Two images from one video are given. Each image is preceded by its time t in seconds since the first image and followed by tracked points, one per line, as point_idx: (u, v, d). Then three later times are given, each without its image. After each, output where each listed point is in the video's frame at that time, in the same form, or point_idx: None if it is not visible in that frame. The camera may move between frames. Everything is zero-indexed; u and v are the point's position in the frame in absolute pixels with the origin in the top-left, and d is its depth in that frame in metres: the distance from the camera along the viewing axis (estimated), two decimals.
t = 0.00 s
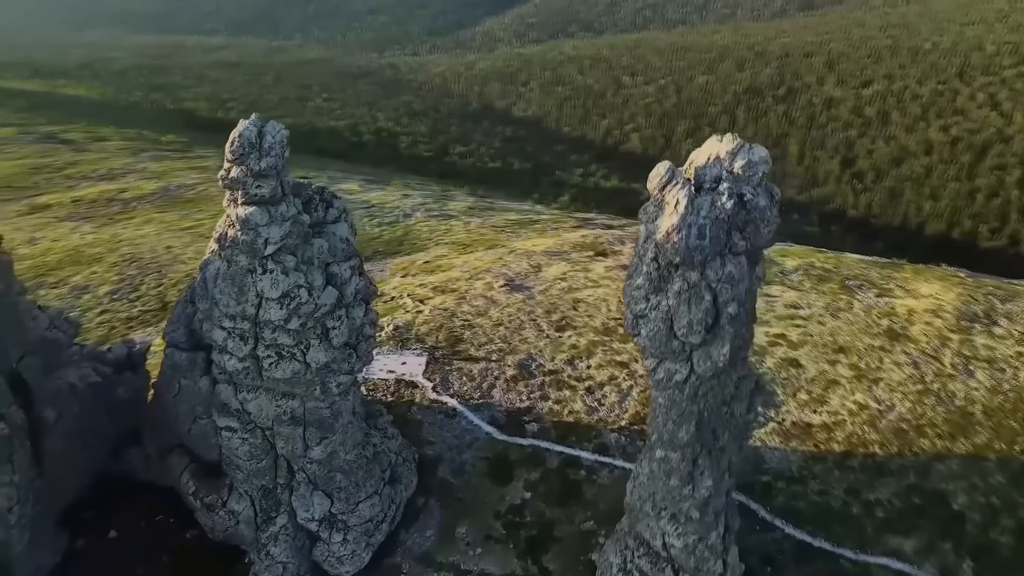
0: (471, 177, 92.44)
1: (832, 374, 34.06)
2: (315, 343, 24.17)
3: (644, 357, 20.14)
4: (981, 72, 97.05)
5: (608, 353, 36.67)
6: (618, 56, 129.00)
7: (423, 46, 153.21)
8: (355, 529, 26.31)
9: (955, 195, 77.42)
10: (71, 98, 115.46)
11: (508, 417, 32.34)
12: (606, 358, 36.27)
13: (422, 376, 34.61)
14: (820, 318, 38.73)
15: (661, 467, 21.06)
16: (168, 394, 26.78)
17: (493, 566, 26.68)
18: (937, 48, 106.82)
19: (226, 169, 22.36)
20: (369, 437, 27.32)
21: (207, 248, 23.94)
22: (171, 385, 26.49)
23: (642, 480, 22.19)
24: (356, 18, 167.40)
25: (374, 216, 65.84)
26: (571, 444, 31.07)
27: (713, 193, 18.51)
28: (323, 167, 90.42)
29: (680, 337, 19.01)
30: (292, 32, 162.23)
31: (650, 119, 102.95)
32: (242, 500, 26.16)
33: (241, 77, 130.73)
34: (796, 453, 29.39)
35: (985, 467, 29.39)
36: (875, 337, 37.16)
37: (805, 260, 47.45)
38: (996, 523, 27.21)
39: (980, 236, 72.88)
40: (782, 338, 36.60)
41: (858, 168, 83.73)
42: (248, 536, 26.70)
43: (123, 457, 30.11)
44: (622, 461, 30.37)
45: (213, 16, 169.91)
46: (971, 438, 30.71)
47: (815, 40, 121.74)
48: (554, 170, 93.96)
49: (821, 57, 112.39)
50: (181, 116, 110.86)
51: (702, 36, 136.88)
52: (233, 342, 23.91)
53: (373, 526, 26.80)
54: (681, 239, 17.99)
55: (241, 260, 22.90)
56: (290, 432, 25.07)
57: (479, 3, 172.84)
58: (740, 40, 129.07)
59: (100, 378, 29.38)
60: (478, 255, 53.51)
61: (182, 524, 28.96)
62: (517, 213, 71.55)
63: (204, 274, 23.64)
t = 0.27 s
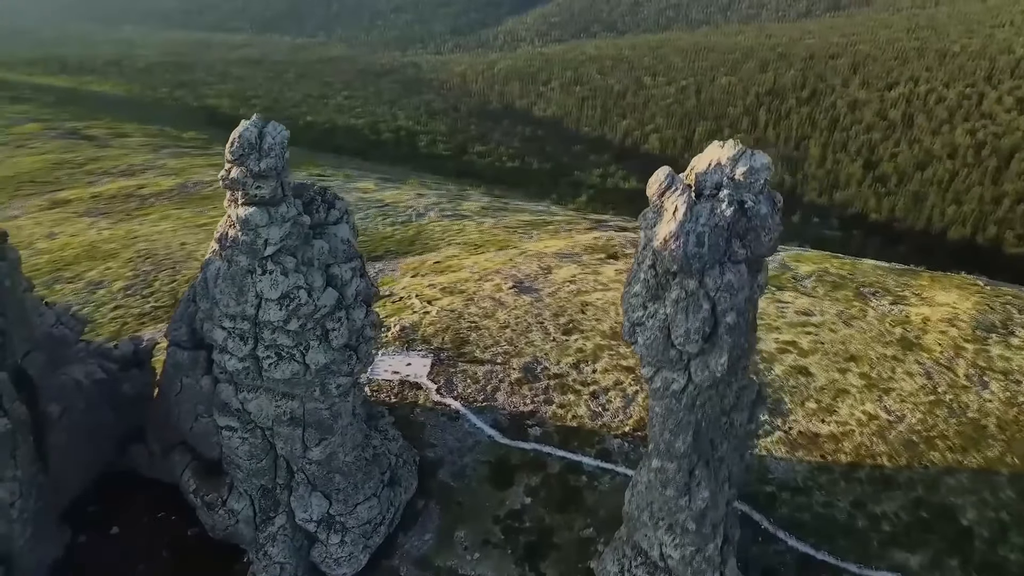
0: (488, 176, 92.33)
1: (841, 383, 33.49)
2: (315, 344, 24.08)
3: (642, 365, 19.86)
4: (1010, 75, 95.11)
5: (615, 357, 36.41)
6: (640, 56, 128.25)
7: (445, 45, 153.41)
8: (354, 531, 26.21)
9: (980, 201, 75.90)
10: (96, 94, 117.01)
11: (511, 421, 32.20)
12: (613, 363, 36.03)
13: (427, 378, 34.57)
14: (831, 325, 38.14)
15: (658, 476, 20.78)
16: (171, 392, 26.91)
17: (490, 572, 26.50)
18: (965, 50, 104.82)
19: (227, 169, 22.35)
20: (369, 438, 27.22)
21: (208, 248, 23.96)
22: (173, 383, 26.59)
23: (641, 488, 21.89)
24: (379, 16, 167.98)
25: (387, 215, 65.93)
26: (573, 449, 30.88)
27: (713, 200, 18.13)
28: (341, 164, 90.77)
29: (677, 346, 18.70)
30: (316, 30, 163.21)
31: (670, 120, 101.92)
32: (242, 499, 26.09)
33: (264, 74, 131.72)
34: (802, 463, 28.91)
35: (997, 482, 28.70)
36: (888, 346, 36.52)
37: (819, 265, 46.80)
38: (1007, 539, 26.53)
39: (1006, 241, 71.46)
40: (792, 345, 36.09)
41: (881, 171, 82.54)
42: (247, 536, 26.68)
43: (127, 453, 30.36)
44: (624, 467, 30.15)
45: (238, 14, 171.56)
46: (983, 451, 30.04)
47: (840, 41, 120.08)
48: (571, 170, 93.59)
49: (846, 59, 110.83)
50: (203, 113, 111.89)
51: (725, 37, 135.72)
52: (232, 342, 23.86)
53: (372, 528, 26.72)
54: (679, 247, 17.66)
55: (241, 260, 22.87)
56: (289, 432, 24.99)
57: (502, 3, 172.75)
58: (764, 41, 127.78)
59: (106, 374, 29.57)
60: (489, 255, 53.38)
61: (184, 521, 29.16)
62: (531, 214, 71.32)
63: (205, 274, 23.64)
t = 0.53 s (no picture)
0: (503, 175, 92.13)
1: (849, 391, 32.92)
2: (311, 345, 23.95)
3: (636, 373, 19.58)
4: None
5: (619, 361, 36.14)
6: (660, 55, 127.35)
7: (465, 43, 153.35)
8: (349, 532, 26.09)
9: (1003, 205, 74.35)
10: (119, 89, 118.28)
11: (512, 424, 32.11)
12: (617, 367, 35.74)
13: (429, 379, 34.53)
14: (841, 332, 37.58)
15: (651, 485, 20.50)
16: (171, 390, 26.97)
17: None
18: (993, 52, 102.83)
19: (224, 170, 22.34)
20: (367, 440, 27.10)
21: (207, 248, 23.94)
22: (173, 381, 26.65)
23: (635, 497, 21.57)
24: (400, 14, 168.30)
25: (398, 214, 65.94)
26: (573, 454, 30.71)
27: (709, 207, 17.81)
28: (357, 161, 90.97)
29: (671, 355, 18.42)
30: (337, 27, 163.89)
31: (689, 119, 100.94)
32: (239, 499, 25.94)
33: (285, 70, 132.40)
34: (805, 472, 28.46)
35: (1006, 496, 28.03)
36: (899, 353, 35.91)
37: (832, 270, 46.17)
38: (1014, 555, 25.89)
39: None
40: (799, 352, 35.59)
41: (902, 174, 81.22)
42: (244, 535, 26.59)
43: (128, 450, 30.50)
44: (625, 473, 29.89)
45: (260, 11, 172.78)
46: (992, 464, 29.42)
47: (865, 42, 118.31)
48: (587, 169, 93.13)
49: (870, 60, 109.24)
50: (224, 109, 112.68)
51: (748, 36, 134.29)
52: (229, 341, 23.76)
53: (367, 530, 26.60)
54: (673, 254, 17.38)
55: (238, 260, 22.81)
56: (286, 433, 24.87)
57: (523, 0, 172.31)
58: (786, 41, 126.35)
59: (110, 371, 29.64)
60: (499, 255, 53.16)
61: (183, 519, 29.24)
62: (544, 214, 71.02)
63: (203, 273, 23.59)
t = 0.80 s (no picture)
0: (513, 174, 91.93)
1: (853, 397, 32.50)
2: (307, 345, 23.84)
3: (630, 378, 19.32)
4: None
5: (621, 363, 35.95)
6: (674, 54, 126.57)
7: (479, 40, 153.17)
8: (345, 532, 26.07)
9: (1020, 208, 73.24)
10: (134, 85, 119.07)
11: (511, 426, 32.17)
12: (619, 369, 35.56)
13: (430, 379, 34.52)
14: (847, 336, 37.14)
15: (645, 491, 20.21)
16: (171, 388, 27.03)
17: None
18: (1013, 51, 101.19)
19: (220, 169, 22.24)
20: (364, 440, 27.04)
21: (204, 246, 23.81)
22: (172, 379, 26.67)
23: (630, 502, 21.25)
24: (415, 11, 168.27)
25: (405, 212, 65.97)
26: (572, 457, 30.65)
27: (704, 210, 17.51)
28: (368, 159, 91.01)
29: (665, 360, 18.19)
30: (351, 25, 164.25)
31: (703, 118, 100.12)
32: (235, 497, 25.90)
33: (300, 67, 132.69)
34: (806, 479, 28.14)
35: (1011, 506, 27.57)
36: (905, 359, 35.45)
37: (840, 273, 45.68)
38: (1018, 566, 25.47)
39: None
40: (803, 356, 35.20)
41: (917, 175, 80.25)
42: (240, 534, 26.52)
43: (130, 446, 30.68)
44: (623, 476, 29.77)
45: (275, 8, 173.44)
46: (997, 472, 29.01)
47: (883, 41, 116.89)
48: (598, 168, 92.76)
49: (887, 59, 107.90)
50: (237, 106, 113.06)
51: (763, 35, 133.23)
52: (226, 340, 23.59)
53: (363, 531, 26.59)
54: (666, 259, 17.20)
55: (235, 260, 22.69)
56: (282, 433, 24.75)
57: None
58: (802, 40, 125.21)
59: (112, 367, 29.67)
60: (506, 255, 52.99)
61: (181, 516, 29.32)
62: (552, 213, 70.82)
63: (200, 272, 23.45)
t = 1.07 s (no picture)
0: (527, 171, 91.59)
1: (859, 404, 31.97)
2: (303, 345, 23.77)
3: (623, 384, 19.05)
4: None
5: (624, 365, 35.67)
6: (693, 52, 125.37)
7: (497, 37, 152.68)
8: (340, 532, 26.01)
9: None
10: (154, 79, 119.99)
11: (511, 427, 32.02)
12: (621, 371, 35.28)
13: (431, 378, 34.46)
14: (855, 340, 36.59)
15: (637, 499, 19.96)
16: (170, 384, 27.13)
17: None
18: None
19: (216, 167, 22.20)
20: (361, 440, 26.97)
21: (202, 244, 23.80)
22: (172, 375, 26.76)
23: (622, 509, 21.00)
24: (434, 6, 167.98)
25: (416, 209, 65.96)
26: (571, 459, 30.45)
27: (697, 215, 17.20)
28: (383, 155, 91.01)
29: (657, 366, 17.91)
30: (370, 21, 164.45)
31: (722, 116, 98.97)
32: (231, 495, 25.92)
33: (318, 62, 132.94)
34: (807, 487, 27.72)
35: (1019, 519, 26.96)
36: (915, 365, 34.82)
37: (851, 276, 44.99)
38: None
39: None
40: (810, 361, 34.71)
41: (938, 177, 78.88)
42: (237, 531, 26.54)
43: (131, 441, 30.91)
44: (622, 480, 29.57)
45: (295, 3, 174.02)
46: (1005, 483, 28.41)
47: (907, 39, 114.83)
48: (613, 166, 92.15)
49: (911, 58, 106.04)
50: (255, 100, 113.51)
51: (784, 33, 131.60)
52: (222, 338, 23.54)
53: (358, 531, 26.53)
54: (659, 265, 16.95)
55: (231, 258, 22.68)
56: (277, 431, 24.69)
57: None
58: (824, 38, 123.46)
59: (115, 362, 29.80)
60: (514, 253, 52.79)
61: (180, 512, 29.46)
62: (563, 212, 70.47)
63: (197, 269, 23.45)
